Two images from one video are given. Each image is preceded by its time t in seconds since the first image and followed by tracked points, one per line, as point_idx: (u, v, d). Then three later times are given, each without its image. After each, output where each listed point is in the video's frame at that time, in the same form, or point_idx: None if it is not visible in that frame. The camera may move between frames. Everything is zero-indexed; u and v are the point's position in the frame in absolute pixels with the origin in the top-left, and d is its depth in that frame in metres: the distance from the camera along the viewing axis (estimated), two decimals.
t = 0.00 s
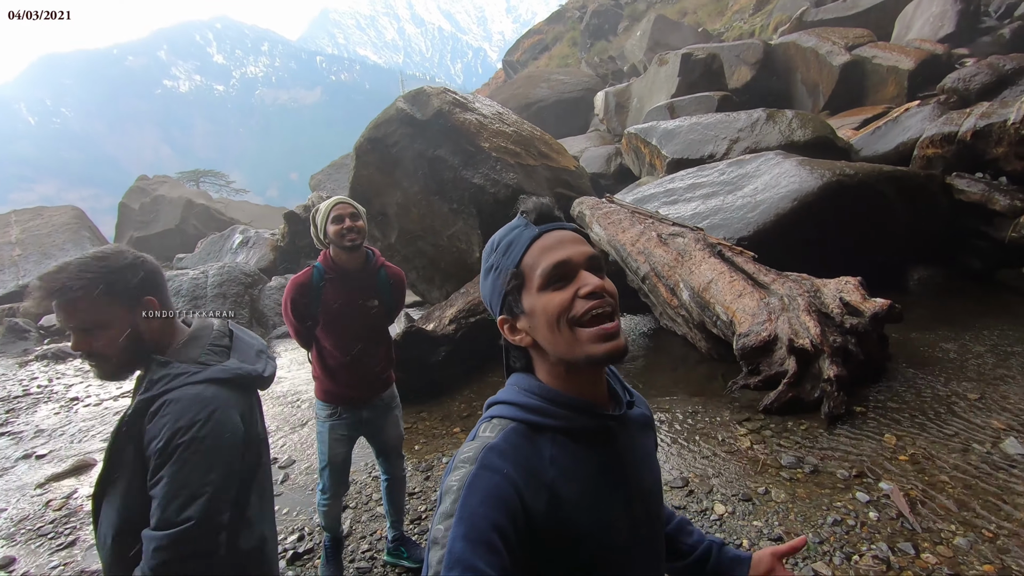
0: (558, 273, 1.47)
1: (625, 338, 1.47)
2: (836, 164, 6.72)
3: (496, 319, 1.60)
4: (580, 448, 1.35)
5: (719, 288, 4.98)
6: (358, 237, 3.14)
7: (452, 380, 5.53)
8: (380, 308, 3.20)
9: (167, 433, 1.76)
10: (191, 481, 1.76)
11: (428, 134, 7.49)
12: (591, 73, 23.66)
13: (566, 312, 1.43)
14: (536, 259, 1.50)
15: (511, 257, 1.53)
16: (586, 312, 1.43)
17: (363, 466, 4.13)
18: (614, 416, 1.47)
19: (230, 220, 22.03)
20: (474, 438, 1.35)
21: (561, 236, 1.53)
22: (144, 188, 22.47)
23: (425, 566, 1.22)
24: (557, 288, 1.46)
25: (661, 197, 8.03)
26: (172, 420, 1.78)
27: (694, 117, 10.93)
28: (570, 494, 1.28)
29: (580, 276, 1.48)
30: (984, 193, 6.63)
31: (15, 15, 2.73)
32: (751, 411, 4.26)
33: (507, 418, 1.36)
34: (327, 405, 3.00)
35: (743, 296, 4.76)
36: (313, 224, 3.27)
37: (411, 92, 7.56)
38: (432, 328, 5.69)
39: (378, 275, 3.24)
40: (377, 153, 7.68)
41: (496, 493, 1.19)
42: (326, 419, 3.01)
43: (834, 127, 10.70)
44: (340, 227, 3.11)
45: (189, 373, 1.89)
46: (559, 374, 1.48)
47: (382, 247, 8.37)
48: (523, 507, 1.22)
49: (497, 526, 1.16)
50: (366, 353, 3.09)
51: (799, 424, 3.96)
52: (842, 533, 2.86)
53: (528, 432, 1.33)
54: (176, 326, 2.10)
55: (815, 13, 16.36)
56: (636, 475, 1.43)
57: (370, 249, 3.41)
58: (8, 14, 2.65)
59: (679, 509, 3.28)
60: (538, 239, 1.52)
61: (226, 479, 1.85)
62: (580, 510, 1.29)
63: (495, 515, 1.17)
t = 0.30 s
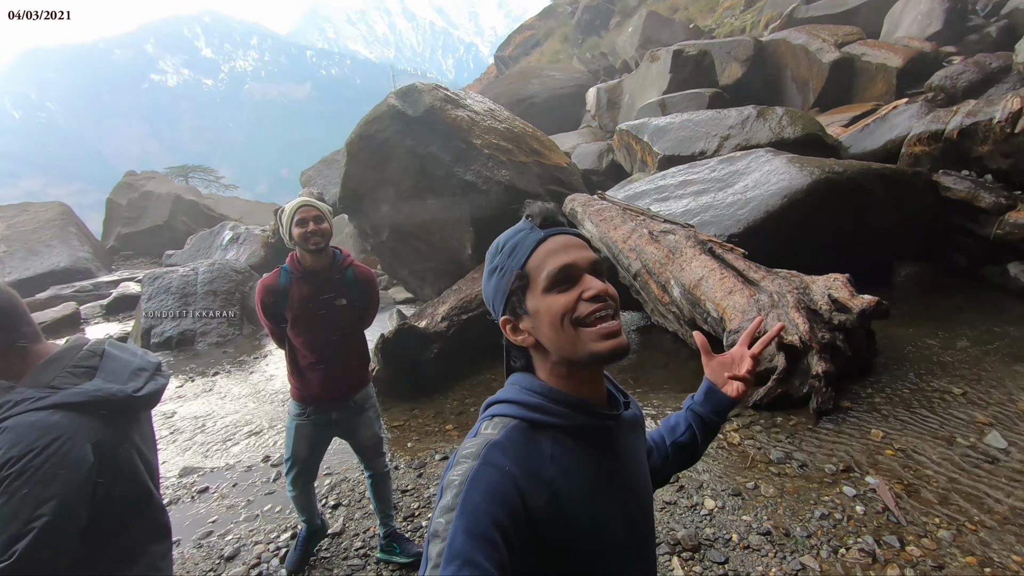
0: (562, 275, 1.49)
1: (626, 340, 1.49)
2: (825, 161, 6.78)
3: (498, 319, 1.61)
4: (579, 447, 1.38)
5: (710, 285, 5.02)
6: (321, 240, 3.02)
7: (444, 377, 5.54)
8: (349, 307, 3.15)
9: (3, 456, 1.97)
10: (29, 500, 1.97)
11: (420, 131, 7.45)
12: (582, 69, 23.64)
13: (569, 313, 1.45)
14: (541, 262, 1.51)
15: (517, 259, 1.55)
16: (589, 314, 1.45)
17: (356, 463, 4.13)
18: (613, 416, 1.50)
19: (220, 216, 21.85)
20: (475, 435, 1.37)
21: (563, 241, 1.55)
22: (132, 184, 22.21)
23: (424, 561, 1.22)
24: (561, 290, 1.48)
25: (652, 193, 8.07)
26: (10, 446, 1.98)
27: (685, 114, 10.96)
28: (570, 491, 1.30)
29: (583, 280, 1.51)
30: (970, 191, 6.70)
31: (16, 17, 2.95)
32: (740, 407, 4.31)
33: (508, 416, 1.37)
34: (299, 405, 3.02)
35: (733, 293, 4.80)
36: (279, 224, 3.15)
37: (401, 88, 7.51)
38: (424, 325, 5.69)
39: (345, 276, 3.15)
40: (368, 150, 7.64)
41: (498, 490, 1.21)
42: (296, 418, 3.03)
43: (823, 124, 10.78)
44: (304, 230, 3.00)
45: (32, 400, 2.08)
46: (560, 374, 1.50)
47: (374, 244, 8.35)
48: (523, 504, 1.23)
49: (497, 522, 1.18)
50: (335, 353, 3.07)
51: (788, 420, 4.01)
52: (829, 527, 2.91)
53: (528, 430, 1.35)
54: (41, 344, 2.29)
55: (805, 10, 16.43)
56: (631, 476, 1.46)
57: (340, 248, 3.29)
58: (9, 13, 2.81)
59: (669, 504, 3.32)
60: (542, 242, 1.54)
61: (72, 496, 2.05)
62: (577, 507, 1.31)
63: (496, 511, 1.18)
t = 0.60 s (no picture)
0: (547, 266, 1.49)
1: (613, 327, 1.50)
2: (816, 153, 6.81)
3: (486, 312, 1.61)
4: (569, 437, 1.38)
5: (702, 276, 5.05)
6: (271, 240, 3.02)
7: (438, 369, 5.55)
8: (305, 306, 3.15)
9: None
10: None
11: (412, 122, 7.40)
12: (574, 61, 23.59)
13: (556, 304, 1.45)
14: (525, 252, 1.51)
15: (500, 251, 1.54)
16: (576, 302, 1.46)
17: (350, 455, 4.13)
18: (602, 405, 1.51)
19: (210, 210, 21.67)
20: (465, 425, 1.36)
21: (549, 228, 1.54)
22: (120, 177, 21.97)
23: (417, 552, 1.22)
24: (547, 280, 1.49)
25: (645, 185, 8.09)
26: None
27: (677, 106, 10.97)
28: (561, 480, 1.31)
29: (569, 269, 1.51)
30: (958, 182, 6.81)
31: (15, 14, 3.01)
32: (732, 396, 4.36)
33: (498, 405, 1.37)
34: (263, 399, 3.06)
35: (725, 284, 4.83)
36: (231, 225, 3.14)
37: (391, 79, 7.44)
38: (418, 317, 5.68)
39: (300, 275, 3.13)
40: (359, 142, 7.59)
41: (489, 479, 1.20)
42: (263, 413, 3.09)
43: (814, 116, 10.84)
44: (253, 230, 3.00)
45: None
46: (550, 365, 1.51)
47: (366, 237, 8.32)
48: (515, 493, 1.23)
49: (489, 510, 1.17)
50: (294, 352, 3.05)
51: (779, 408, 4.07)
52: (820, 513, 2.95)
53: (519, 419, 1.34)
54: None
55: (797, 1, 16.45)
56: (621, 464, 1.48)
57: (296, 245, 3.28)
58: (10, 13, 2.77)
59: (662, 493, 3.35)
60: (526, 232, 1.54)
61: None
62: (568, 495, 1.32)
63: (489, 500, 1.18)
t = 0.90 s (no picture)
0: (532, 262, 1.49)
1: (596, 322, 1.51)
2: (813, 150, 6.83)
3: (470, 306, 1.61)
4: (552, 430, 1.39)
5: (699, 273, 5.07)
6: (233, 244, 3.05)
7: (437, 366, 5.56)
8: (271, 311, 3.11)
9: None
10: None
11: (409, 121, 7.39)
12: (572, 59, 23.59)
13: (540, 301, 1.46)
14: (510, 248, 1.51)
15: (485, 245, 1.54)
16: (559, 299, 1.46)
17: (349, 453, 4.14)
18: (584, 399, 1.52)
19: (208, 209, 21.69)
20: (450, 421, 1.36)
21: (534, 225, 1.53)
22: (117, 177, 21.95)
23: (405, 548, 1.23)
24: (531, 276, 1.48)
25: (642, 183, 8.10)
26: None
27: (674, 104, 10.99)
28: (546, 474, 1.32)
29: (554, 265, 1.51)
30: (955, 178, 6.83)
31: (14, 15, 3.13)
32: (729, 392, 4.38)
33: (483, 401, 1.37)
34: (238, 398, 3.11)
35: (722, 281, 4.85)
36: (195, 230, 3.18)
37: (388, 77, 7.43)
38: (416, 315, 5.68)
39: (264, 279, 3.12)
40: (357, 140, 7.59)
41: (474, 473, 1.20)
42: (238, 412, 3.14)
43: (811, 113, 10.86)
44: (214, 235, 3.03)
45: None
46: (533, 360, 1.52)
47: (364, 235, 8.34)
48: (500, 487, 1.24)
49: (475, 505, 1.18)
50: (265, 353, 3.08)
51: (776, 404, 4.08)
52: (816, 508, 2.97)
53: (503, 415, 1.35)
54: None
55: None
56: (606, 456, 1.49)
57: (262, 249, 3.28)
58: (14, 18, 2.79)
59: (659, 488, 3.37)
60: (511, 227, 1.53)
61: None
62: (552, 488, 1.33)
63: (474, 495, 1.18)
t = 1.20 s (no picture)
0: (536, 257, 1.50)
1: (596, 320, 1.52)
2: (819, 152, 6.83)
3: (472, 296, 1.63)
4: (553, 422, 1.40)
5: (704, 274, 5.07)
6: (214, 250, 3.03)
7: (440, 366, 5.57)
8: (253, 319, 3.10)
9: None
10: None
11: (413, 121, 7.41)
12: (576, 60, 23.62)
13: (542, 295, 1.46)
14: (515, 242, 1.52)
15: (490, 238, 1.54)
16: (561, 296, 1.47)
17: (353, 451, 4.14)
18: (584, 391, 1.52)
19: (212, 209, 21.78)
20: (451, 413, 1.37)
21: (538, 221, 1.54)
22: (122, 176, 22.06)
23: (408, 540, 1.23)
24: (534, 272, 1.49)
25: (647, 184, 8.11)
26: None
27: (679, 105, 10.99)
28: (547, 466, 1.33)
29: (557, 262, 1.51)
30: (960, 181, 6.88)
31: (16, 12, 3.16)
32: (734, 393, 4.38)
33: (483, 393, 1.38)
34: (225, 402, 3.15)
35: (727, 282, 4.85)
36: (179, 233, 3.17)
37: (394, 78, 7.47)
38: (421, 314, 5.70)
39: (246, 286, 3.10)
40: (362, 140, 7.61)
41: (476, 464, 1.21)
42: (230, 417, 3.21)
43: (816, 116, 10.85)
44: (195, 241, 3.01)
45: None
46: (532, 353, 1.52)
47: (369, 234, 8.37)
48: (502, 478, 1.24)
49: (478, 494, 1.18)
50: (250, 360, 3.09)
51: (780, 406, 4.07)
52: (821, 508, 2.97)
53: (503, 407, 1.36)
54: None
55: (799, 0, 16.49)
56: (606, 447, 1.49)
57: (248, 253, 3.25)
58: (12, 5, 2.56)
59: (663, 487, 3.38)
60: (517, 221, 1.54)
61: None
62: (554, 479, 1.33)
63: (476, 485, 1.19)
